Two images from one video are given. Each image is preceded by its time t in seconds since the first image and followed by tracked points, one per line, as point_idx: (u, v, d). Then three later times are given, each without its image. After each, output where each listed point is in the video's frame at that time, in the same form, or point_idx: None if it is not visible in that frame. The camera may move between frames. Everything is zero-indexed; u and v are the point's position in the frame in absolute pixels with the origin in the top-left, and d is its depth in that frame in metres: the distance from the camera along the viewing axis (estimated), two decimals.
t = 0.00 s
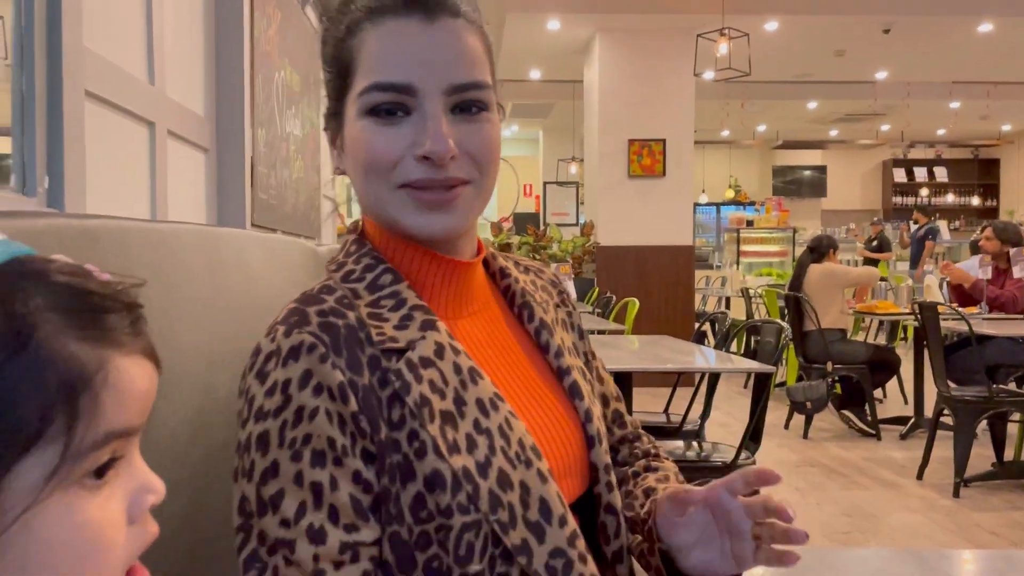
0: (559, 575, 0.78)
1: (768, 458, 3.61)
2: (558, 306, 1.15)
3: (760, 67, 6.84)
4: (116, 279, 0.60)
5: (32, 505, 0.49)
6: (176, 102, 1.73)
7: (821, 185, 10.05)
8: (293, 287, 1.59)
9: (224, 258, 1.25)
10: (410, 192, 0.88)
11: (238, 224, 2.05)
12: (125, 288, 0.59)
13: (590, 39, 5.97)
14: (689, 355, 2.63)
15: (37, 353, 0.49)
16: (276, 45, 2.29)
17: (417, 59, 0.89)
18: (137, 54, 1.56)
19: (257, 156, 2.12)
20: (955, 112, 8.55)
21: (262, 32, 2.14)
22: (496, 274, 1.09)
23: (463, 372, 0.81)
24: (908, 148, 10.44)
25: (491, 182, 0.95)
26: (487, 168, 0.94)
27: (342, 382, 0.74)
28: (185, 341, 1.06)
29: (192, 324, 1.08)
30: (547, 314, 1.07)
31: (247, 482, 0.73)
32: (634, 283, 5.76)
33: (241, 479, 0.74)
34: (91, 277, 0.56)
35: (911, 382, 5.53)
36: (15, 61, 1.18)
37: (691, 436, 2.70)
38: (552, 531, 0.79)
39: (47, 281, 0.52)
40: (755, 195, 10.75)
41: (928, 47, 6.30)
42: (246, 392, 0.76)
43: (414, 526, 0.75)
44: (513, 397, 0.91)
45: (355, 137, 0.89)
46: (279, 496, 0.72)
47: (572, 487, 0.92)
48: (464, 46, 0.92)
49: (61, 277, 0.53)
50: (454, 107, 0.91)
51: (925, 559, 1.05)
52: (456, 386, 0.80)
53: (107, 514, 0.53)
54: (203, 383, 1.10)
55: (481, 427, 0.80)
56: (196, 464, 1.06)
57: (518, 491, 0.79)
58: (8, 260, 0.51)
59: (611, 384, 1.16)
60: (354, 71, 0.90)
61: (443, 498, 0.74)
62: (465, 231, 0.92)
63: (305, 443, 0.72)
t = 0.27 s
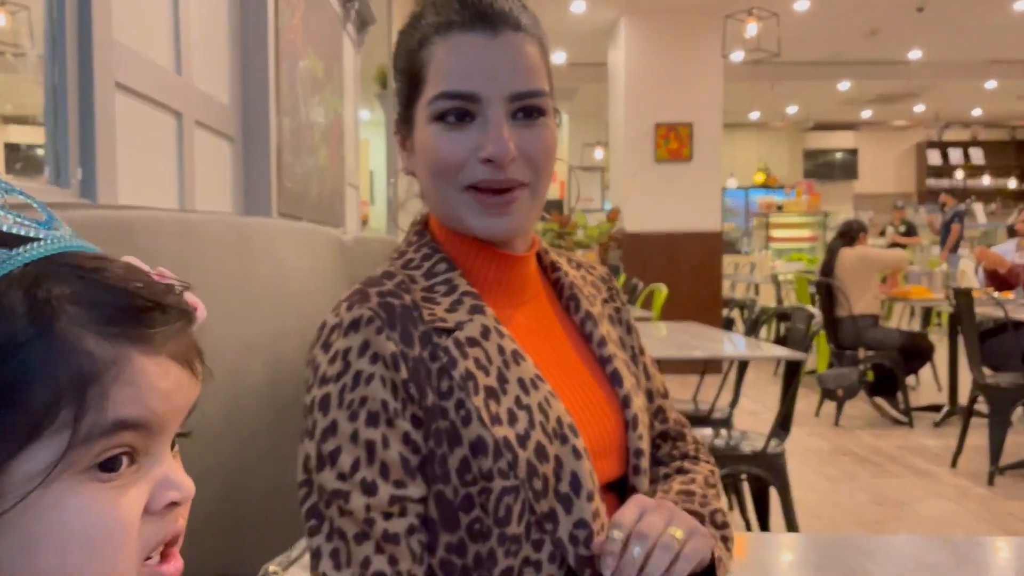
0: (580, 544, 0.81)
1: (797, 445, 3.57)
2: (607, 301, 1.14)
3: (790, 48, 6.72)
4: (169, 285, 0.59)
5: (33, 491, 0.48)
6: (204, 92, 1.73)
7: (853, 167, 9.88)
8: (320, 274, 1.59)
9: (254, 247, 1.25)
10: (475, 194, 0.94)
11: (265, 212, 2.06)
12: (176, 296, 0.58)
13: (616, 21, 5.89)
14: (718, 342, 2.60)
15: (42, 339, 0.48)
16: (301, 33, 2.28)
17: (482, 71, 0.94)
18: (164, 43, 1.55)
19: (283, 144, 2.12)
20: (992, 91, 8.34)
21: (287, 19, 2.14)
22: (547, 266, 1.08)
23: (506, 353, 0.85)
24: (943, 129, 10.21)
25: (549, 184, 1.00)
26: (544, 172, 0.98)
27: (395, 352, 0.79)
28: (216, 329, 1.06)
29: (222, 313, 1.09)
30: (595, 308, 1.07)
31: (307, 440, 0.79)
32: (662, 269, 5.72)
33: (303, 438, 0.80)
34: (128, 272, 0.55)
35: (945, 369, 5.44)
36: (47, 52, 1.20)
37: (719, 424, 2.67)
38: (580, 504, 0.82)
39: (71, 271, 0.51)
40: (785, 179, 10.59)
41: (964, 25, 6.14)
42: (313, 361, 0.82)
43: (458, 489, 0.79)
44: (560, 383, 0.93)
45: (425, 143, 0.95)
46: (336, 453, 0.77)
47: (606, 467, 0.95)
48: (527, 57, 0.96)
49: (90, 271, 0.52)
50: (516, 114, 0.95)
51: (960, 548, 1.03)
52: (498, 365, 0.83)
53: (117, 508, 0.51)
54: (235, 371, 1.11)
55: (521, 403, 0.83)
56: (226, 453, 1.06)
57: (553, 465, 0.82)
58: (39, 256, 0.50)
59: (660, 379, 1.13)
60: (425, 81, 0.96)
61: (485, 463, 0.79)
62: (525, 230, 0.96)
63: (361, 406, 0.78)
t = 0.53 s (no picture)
0: (603, 528, 0.84)
1: (821, 437, 3.56)
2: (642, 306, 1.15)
3: (814, 36, 6.64)
4: (208, 286, 0.59)
5: (67, 489, 0.49)
6: (230, 85, 1.75)
7: (878, 156, 9.75)
8: (344, 266, 1.60)
9: (280, 239, 1.27)
10: (521, 192, 0.96)
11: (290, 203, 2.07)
12: (215, 296, 0.58)
13: (639, 11, 5.85)
14: (741, 334, 2.58)
15: (78, 342, 0.50)
16: (325, 25, 2.30)
17: (520, 77, 0.97)
18: (191, 38, 1.57)
19: (308, 136, 2.14)
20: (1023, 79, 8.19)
21: (311, 12, 2.15)
22: (584, 268, 1.10)
23: (551, 342, 0.88)
24: (972, 117, 10.05)
25: (590, 181, 1.02)
26: (586, 170, 1.01)
27: (446, 334, 0.83)
28: (245, 319, 1.08)
29: (250, 303, 1.10)
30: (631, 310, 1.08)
31: (354, 408, 0.83)
32: (685, 259, 5.69)
33: (350, 406, 0.84)
34: (163, 272, 0.55)
35: (972, 361, 5.37)
36: (76, 47, 1.23)
37: (742, 415, 2.66)
38: (609, 489, 0.84)
39: (107, 272, 0.52)
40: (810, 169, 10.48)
41: (994, 11, 6.03)
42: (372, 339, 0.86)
43: (498, 466, 0.82)
44: (600, 377, 0.96)
45: (472, 149, 0.98)
46: (379, 421, 0.80)
47: (640, 459, 0.96)
48: (562, 64, 0.99)
49: (125, 273, 0.53)
50: (555, 117, 0.98)
51: (988, 541, 1.02)
52: (544, 353, 0.87)
53: (149, 506, 0.51)
54: (264, 360, 1.12)
55: (564, 389, 0.86)
56: (255, 444, 1.08)
57: (591, 450, 0.85)
58: (76, 258, 0.52)
59: (690, 382, 1.15)
60: (466, 93, 0.99)
61: (526, 443, 0.81)
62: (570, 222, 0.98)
63: (409, 381, 0.81)
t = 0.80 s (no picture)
0: (611, 507, 0.84)
1: (837, 434, 3.54)
2: (658, 302, 1.16)
3: (833, 31, 6.59)
4: (221, 270, 0.59)
5: (86, 482, 0.49)
6: (249, 79, 1.76)
7: (898, 152, 9.67)
8: (361, 259, 1.61)
9: (299, 232, 1.28)
10: (546, 183, 0.99)
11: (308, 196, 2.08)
12: (228, 280, 0.58)
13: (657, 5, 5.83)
14: (758, 330, 2.58)
15: (95, 333, 0.49)
16: (343, 20, 2.31)
17: (551, 74, 0.99)
18: (210, 31, 1.58)
19: (326, 130, 2.15)
20: None
21: (329, 6, 2.16)
22: (601, 264, 1.12)
23: (565, 327, 0.90)
24: (994, 113, 9.93)
25: (615, 176, 1.04)
26: (612, 165, 1.03)
27: (458, 314, 0.85)
28: (263, 309, 1.09)
29: (268, 294, 1.11)
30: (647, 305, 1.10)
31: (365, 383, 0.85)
32: (701, 255, 5.67)
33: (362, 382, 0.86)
34: (177, 260, 0.55)
35: (991, 359, 5.32)
36: (98, 40, 1.24)
37: (758, 412, 2.65)
38: (619, 470, 0.85)
39: (121, 262, 0.52)
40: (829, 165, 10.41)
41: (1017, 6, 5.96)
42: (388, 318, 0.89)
43: (506, 443, 0.83)
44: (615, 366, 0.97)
45: (501, 142, 1.01)
46: (384, 395, 0.82)
47: (653, 445, 0.97)
48: (593, 62, 1.01)
49: (139, 262, 0.53)
50: (584, 113, 1.01)
51: (1007, 539, 1.01)
52: (558, 336, 0.88)
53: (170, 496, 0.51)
54: (281, 351, 1.13)
55: (576, 371, 0.87)
56: (273, 436, 1.09)
57: (601, 431, 0.85)
58: (89, 248, 0.51)
59: (707, 377, 1.15)
60: (500, 87, 1.02)
61: (535, 421, 0.83)
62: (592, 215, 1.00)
63: (416, 357, 0.83)
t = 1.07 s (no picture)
0: (619, 499, 0.86)
1: (848, 435, 3.53)
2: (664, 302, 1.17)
3: (847, 30, 6.56)
4: (237, 258, 0.58)
5: (106, 469, 0.49)
6: (264, 74, 1.77)
7: (910, 153, 9.62)
8: (373, 254, 1.62)
9: (313, 227, 1.28)
10: (555, 185, 1.00)
11: (321, 192, 2.10)
12: (243, 267, 0.57)
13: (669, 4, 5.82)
14: (768, 329, 2.57)
15: (115, 320, 0.49)
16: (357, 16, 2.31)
17: (562, 78, 1.01)
18: (226, 27, 1.58)
19: (339, 126, 2.16)
20: None
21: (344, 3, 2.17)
22: (606, 264, 1.13)
23: (573, 321, 0.92)
24: (1007, 114, 9.88)
25: (620, 180, 1.06)
26: (618, 169, 1.04)
27: (475, 304, 0.87)
28: (278, 304, 1.10)
29: (283, 289, 1.12)
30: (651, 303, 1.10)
31: (383, 371, 0.85)
32: (712, 254, 5.66)
33: (380, 370, 0.86)
34: (193, 248, 0.55)
35: (1002, 361, 5.30)
36: (117, 37, 1.25)
37: (768, 411, 2.65)
38: (625, 463, 0.87)
39: (137, 251, 0.52)
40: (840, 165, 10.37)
41: None
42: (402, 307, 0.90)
43: (516, 433, 0.85)
44: (622, 362, 0.98)
45: (511, 144, 1.02)
46: (406, 381, 0.83)
47: (658, 442, 0.98)
48: (602, 68, 1.03)
49: (155, 251, 0.52)
50: (592, 117, 1.02)
51: (1016, 538, 1.02)
52: (566, 330, 0.91)
53: (183, 485, 0.51)
54: (295, 345, 1.14)
55: (584, 364, 0.89)
56: (287, 428, 1.09)
57: (608, 424, 0.87)
58: (106, 238, 0.51)
59: (710, 376, 1.16)
60: (509, 90, 1.03)
61: (543, 411, 0.85)
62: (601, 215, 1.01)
63: (437, 345, 0.84)
